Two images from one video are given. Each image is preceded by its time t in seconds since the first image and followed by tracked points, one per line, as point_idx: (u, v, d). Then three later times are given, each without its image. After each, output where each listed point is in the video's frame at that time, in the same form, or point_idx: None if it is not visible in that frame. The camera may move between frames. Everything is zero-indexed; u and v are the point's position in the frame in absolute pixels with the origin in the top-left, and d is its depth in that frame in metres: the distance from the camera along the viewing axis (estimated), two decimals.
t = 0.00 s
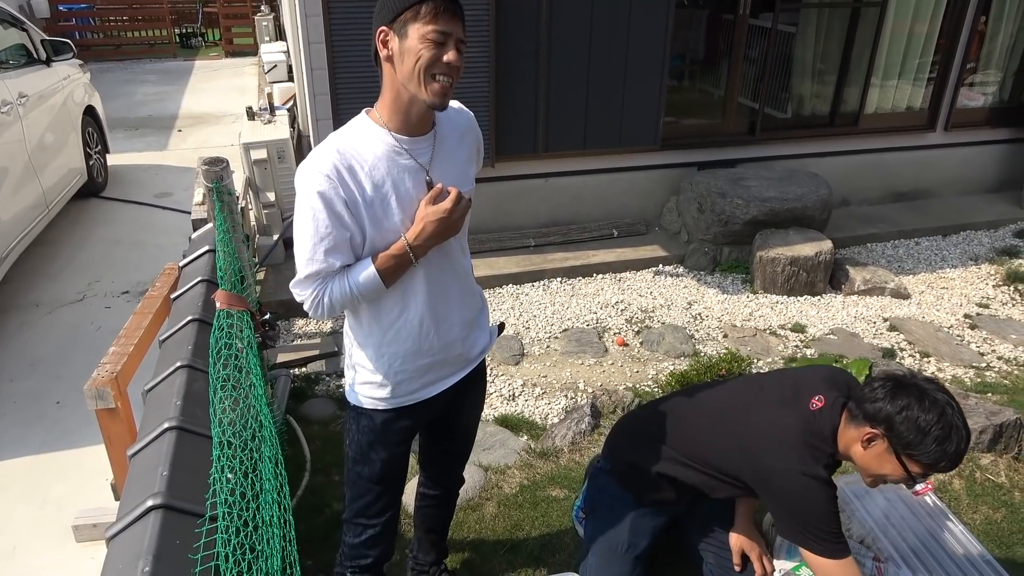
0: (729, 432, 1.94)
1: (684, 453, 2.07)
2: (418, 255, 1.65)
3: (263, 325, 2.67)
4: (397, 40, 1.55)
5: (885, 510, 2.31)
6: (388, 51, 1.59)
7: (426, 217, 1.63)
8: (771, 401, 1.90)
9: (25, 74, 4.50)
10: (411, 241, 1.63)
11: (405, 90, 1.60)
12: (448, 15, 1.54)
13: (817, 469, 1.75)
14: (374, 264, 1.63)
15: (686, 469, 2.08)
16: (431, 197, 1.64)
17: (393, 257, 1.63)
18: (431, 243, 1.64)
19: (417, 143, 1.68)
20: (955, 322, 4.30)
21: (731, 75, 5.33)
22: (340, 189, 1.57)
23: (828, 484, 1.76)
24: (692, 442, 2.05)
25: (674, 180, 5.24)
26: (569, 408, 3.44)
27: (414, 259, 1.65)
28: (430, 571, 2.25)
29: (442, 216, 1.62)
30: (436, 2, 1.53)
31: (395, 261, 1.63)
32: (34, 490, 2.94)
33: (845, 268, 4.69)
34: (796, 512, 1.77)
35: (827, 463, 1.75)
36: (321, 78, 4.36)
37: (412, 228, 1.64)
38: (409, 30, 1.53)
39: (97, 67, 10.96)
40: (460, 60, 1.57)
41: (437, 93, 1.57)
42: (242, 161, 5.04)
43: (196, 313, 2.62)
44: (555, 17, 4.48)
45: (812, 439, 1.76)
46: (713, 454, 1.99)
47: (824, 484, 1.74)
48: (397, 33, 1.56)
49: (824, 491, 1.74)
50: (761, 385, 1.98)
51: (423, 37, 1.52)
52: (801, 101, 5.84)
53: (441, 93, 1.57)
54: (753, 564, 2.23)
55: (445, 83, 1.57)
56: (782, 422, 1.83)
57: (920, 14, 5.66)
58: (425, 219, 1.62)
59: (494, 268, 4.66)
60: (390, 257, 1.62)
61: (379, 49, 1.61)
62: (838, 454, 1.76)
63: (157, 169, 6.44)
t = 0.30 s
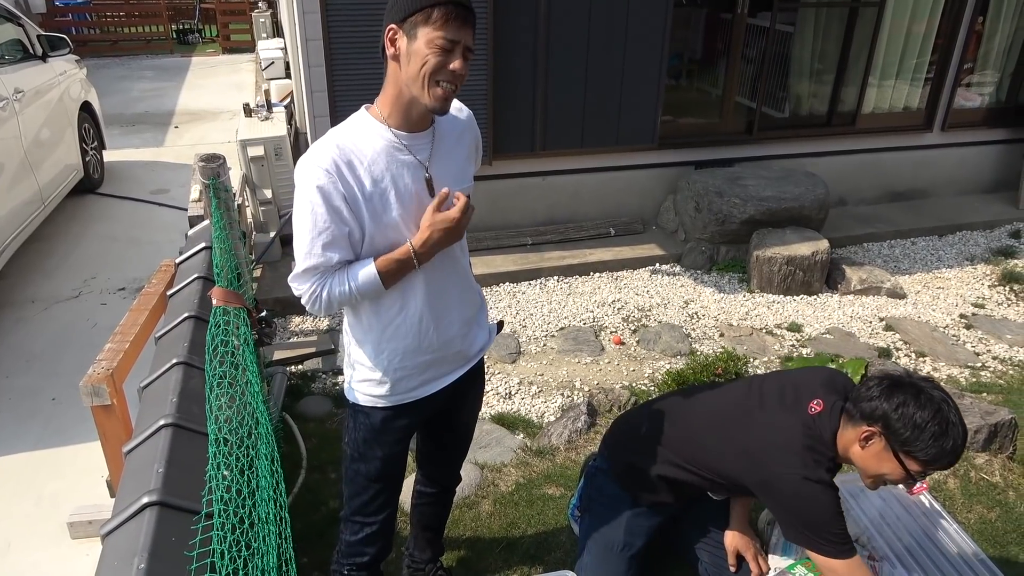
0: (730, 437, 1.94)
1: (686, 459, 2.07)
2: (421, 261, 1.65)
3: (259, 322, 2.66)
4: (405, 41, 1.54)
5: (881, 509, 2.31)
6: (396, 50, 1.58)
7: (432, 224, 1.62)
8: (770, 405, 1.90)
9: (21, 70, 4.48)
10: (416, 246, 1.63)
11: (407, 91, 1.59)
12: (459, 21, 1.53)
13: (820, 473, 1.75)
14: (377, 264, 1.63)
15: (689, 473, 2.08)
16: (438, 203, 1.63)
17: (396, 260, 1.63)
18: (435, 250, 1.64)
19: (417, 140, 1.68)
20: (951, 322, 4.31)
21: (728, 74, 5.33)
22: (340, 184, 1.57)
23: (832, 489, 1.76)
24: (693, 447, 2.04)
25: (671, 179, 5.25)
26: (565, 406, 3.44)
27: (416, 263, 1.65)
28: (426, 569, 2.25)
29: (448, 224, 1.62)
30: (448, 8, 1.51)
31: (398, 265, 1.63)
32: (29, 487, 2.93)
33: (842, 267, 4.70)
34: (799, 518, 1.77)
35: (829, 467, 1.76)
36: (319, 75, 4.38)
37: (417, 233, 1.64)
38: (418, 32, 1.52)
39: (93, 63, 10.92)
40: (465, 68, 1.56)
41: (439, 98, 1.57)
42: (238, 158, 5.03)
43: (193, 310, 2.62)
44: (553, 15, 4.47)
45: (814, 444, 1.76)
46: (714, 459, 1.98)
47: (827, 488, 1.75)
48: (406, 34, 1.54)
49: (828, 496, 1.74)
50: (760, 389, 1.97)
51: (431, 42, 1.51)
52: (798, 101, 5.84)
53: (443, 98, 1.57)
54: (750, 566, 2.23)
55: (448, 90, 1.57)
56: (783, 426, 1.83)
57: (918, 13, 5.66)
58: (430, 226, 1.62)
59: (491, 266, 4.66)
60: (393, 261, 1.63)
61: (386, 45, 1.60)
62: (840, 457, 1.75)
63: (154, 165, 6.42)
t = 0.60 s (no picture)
0: (712, 424, 1.93)
1: (670, 450, 2.07)
2: (415, 303, 1.71)
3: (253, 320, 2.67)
4: (415, 52, 1.53)
5: (877, 507, 2.32)
6: (405, 57, 1.57)
7: (440, 291, 1.69)
8: (754, 390, 1.90)
9: (16, 67, 4.47)
10: (417, 292, 1.69)
11: (415, 99, 1.60)
12: (471, 35, 1.51)
13: (800, 453, 1.74)
14: (374, 285, 1.67)
15: (675, 463, 2.07)
16: (456, 284, 1.69)
17: (394, 291, 1.68)
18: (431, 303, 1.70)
19: (419, 138, 1.68)
20: (945, 321, 4.33)
21: (725, 74, 5.34)
22: (339, 181, 1.57)
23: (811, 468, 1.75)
24: (677, 437, 2.04)
25: (667, 178, 5.25)
26: (561, 405, 3.44)
27: (410, 301, 1.70)
28: (421, 567, 2.25)
29: (454, 306, 1.69)
30: (460, 23, 1.49)
31: (393, 297, 1.68)
32: (23, 485, 2.92)
33: (837, 266, 4.71)
34: (780, 501, 1.75)
35: (808, 446, 1.75)
36: (314, 73, 4.33)
37: (426, 283, 1.69)
38: (429, 45, 1.51)
39: (88, 60, 10.88)
40: (474, 80, 1.56)
41: (446, 110, 1.58)
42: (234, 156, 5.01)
43: (188, 308, 2.61)
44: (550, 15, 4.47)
45: (792, 423, 1.76)
46: (697, 446, 1.98)
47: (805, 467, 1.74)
48: (416, 44, 1.53)
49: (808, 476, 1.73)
50: (745, 376, 1.98)
51: (442, 56, 1.50)
52: (794, 100, 5.82)
53: (451, 110, 1.59)
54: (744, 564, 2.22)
55: (456, 101, 1.58)
56: (765, 409, 1.83)
57: (913, 14, 5.68)
58: (438, 291, 1.69)
59: (487, 265, 4.65)
60: (390, 292, 1.68)
61: (395, 50, 1.58)
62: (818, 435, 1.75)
63: (149, 163, 6.41)
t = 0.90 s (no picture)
0: (678, 382, 2.01)
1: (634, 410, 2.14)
2: (416, 295, 1.69)
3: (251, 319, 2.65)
4: (397, 35, 1.54)
5: (874, 504, 2.33)
6: (388, 45, 1.59)
7: (440, 279, 1.65)
8: (727, 353, 1.97)
9: (11, 66, 4.45)
10: (417, 284, 1.67)
11: (404, 85, 1.59)
12: (448, 9, 1.53)
13: (750, 411, 1.80)
14: (372, 279, 1.66)
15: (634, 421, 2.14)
16: (456, 271, 1.66)
17: (393, 284, 1.66)
18: (432, 293, 1.67)
19: (415, 134, 1.68)
20: (942, 318, 4.34)
21: (721, 71, 5.34)
22: (337, 180, 1.57)
23: (756, 423, 1.80)
24: (647, 407, 2.09)
25: (664, 176, 5.26)
26: (559, 403, 3.44)
27: (412, 293, 1.67)
28: (420, 565, 2.25)
29: (454, 293, 1.65)
30: None
31: (393, 290, 1.67)
32: (20, 485, 2.91)
33: (834, 264, 4.72)
34: (712, 446, 1.81)
35: (761, 403, 1.80)
36: (311, 71, 4.36)
37: (426, 273, 1.67)
38: (408, 25, 1.53)
39: (83, 59, 10.84)
40: (459, 56, 1.56)
41: (435, 88, 1.56)
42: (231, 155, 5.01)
43: (185, 307, 2.61)
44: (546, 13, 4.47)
45: (752, 378, 1.82)
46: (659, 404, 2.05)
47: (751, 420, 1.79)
48: (396, 28, 1.55)
49: (747, 426, 1.79)
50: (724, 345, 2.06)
51: (421, 32, 1.51)
52: (791, 97, 5.83)
53: (440, 89, 1.56)
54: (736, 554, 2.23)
55: (444, 79, 1.56)
56: (731, 368, 1.89)
57: (909, 11, 5.69)
58: (438, 280, 1.65)
59: (484, 263, 4.65)
60: (390, 286, 1.66)
61: (379, 44, 1.61)
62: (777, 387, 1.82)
63: (145, 162, 6.39)
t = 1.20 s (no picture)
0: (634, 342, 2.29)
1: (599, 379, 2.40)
2: (407, 294, 1.69)
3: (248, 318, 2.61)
4: (385, 34, 1.54)
5: (872, 500, 2.32)
6: (377, 44, 1.58)
7: (432, 279, 1.65)
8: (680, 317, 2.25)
9: (5, 66, 4.44)
10: (409, 283, 1.66)
11: (392, 83, 1.58)
12: (437, 7, 1.52)
13: (669, 344, 2.03)
14: (365, 280, 1.65)
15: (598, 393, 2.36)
16: (447, 272, 1.66)
17: (385, 284, 1.66)
18: (424, 293, 1.67)
19: (406, 134, 1.67)
20: (938, 315, 4.35)
21: (717, 69, 5.34)
22: (328, 181, 1.56)
23: (677, 358, 2.02)
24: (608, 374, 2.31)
25: (661, 174, 5.27)
26: (557, 401, 3.45)
27: (404, 293, 1.67)
28: (418, 564, 2.25)
29: (444, 295, 1.64)
30: None
31: (384, 290, 1.66)
32: (17, 486, 2.90)
33: (830, 261, 4.72)
34: (637, 376, 2.03)
35: (681, 341, 2.03)
36: (306, 71, 4.37)
37: (417, 273, 1.67)
38: (396, 23, 1.52)
39: (78, 59, 10.81)
40: (448, 54, 1.55)
41: (424, 87, 1.56)
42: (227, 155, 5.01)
43: (181, 307, 2.60)
44: (542, 11, 4.47)
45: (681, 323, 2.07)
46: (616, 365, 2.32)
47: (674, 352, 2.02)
48: (385, 27, 1.55)
49: (667, 358, 2.02)
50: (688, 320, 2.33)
51: (410, 30, 1.51)
52: (787, 95, 5.84)
53: (428, 87, 1.56)
54: (733, 552, 2.24)
55: (433, 78, 1.55)
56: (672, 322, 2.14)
57: (904, 9, 5.70)
58: (429, 280, 1.65)
59: (481, 262, 4.65)
60: (382, 285, 1.66)
61: (369, 42, 1.60)
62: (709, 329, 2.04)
63: (141, 162, 6.37)
